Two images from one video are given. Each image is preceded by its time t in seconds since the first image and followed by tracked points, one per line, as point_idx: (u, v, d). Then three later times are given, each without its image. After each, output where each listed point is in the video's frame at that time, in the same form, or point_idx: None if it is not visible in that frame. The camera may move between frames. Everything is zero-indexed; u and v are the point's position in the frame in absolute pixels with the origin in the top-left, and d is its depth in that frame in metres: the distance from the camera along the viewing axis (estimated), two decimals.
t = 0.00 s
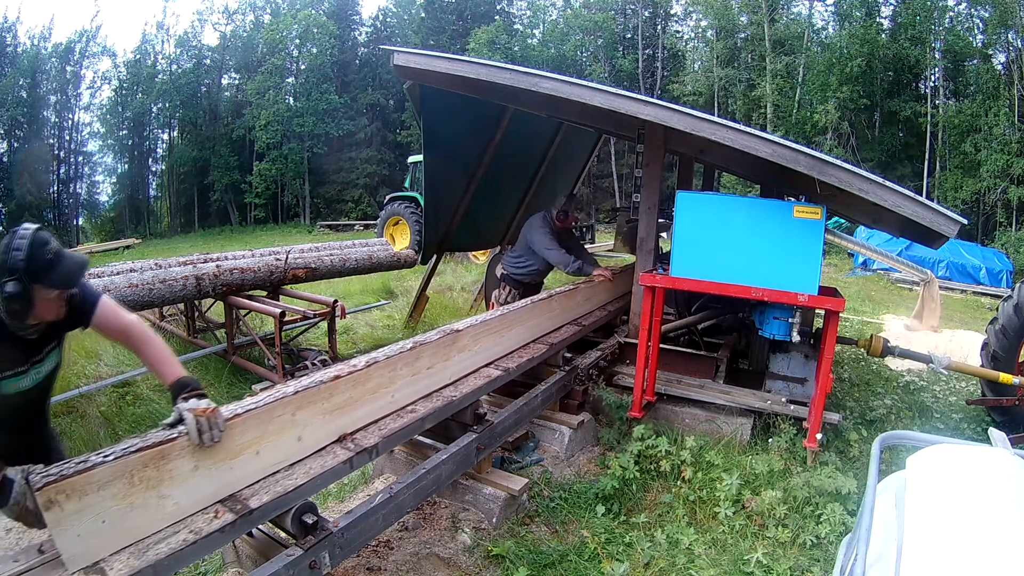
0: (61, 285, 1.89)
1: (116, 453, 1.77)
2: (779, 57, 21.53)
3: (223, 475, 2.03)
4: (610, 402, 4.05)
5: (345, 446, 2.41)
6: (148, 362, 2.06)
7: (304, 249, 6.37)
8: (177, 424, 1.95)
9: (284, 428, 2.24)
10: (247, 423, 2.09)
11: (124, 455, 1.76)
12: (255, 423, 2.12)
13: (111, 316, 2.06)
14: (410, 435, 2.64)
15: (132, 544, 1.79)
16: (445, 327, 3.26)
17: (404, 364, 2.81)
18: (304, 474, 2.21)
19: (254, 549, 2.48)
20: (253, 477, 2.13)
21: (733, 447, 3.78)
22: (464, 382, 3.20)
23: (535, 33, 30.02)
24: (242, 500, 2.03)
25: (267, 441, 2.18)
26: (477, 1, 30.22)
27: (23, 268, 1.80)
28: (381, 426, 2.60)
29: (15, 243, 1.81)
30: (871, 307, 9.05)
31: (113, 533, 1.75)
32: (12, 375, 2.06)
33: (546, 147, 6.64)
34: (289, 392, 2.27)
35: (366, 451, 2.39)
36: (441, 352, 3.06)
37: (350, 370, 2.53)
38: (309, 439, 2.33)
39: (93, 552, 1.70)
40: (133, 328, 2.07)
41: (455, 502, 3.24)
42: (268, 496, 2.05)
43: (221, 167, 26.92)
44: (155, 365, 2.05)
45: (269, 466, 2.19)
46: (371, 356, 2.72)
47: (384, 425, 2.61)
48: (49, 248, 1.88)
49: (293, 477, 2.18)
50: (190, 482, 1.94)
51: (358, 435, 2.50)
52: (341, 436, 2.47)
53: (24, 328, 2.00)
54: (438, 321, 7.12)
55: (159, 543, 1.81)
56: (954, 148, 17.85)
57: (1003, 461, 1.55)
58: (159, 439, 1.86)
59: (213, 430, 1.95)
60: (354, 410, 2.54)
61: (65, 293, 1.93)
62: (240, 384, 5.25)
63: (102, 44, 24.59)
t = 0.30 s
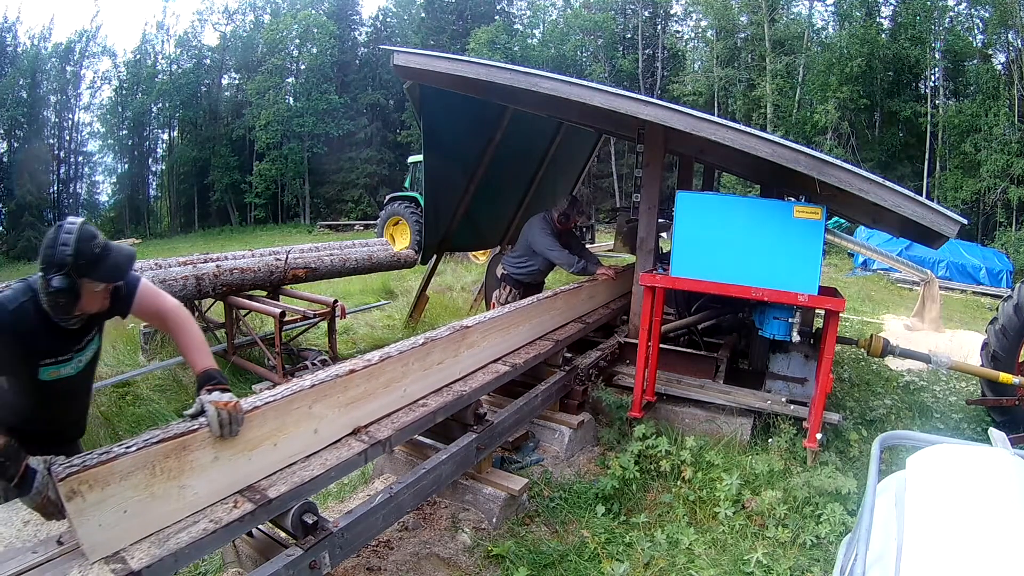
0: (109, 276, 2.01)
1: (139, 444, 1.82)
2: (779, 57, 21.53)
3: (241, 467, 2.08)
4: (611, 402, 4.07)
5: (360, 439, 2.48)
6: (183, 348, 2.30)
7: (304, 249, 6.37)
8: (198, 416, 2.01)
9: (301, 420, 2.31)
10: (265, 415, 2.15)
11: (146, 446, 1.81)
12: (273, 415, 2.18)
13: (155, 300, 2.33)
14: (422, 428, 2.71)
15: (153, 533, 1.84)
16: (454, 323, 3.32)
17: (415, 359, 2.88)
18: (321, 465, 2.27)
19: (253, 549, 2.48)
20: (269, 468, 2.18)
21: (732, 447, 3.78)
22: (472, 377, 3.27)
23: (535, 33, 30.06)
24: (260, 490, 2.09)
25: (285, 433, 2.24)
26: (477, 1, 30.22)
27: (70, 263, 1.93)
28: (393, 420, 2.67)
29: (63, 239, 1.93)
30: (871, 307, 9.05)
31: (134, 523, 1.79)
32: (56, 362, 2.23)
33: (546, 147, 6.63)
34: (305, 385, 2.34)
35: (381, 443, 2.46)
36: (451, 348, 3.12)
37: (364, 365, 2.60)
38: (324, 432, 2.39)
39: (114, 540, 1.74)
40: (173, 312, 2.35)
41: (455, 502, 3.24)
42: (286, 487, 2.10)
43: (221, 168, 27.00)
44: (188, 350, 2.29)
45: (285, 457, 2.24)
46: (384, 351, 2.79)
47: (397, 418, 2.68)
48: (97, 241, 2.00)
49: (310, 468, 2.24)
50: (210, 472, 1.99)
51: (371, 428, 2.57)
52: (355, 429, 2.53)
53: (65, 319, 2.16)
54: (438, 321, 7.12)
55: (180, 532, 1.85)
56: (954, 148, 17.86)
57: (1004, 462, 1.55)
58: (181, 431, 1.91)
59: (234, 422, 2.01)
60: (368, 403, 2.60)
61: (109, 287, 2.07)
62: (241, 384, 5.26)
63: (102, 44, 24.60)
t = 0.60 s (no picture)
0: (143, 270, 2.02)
1: (162, 434, 1.85)
2: (779, 57, 21.55)
3: (261, 458, 2.13)
4: (610, 402, 4.07)
5: (374, 431, 2.53)
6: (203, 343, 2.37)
7: (304, 249, 6.37)
8: (219, 408, 2.06)
9: (318, 413, 2.35)
10: (284, 408, 2.20)
11: (169, 438, 1.84)
12: (292, 408, 2.23)
13: (175, 295, 2.38)
14: (434, 421, 2.77)
15: (174, 523, 1.87)
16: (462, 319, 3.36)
17: (426, 354, 2.93)
18: (337, 456, 2.32)
19: (253, 548, 2.48)
20: (286, 460, 2.23)
21: (733, 447, 3.78)
22: (482, 373, 3.34)
23: (535, 33, 30.07)
24: (278, 481, 2.13)
25: (302, 426, 2.28)
26: (477, 1, 30.24)
27: (106, 258, 1.94)
28: (405, 414, 2.72)
29: (98, 233, 1.95)
30: (871, 307, 9.05)
31: (156, 512, 1.82)
32: (82, 358, 2.25)
33: (546, 147, 6.63)
34: (323, 378, 2.39)
35: (394, 436, 2.51)
36: (460, 344, 3.19)
37: (378, 359, 2.65)
38: (340, 425, 2.44)
39: (137, 529, 1.77)
40: (194, 308, 2.40)
41: (455, 503, 3.24)
42: (303, 478, 2.15)
43: (221, 168, 27.04)
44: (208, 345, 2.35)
45: (301, 449, 2.28)
46: (396, 346, 2.84)
47: (409, 412, 2.74)
48: (131, 236, 2.02)
49: (326, 460, 2.29)
50: (230, 462, 2.03)
51: (384, 422, 2.62)
52: (369, 422, 2.58)
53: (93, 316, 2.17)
54: (438, 320, 7.12)
55: (201, 521, 1.89)
56: (954, 148, 17.86)
57: (1005, 462, 1.55)
58: (203, 423, 1.95)
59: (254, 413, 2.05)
60: (381, 397, 2.65)
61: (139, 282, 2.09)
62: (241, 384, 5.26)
63: (102, 44, 24.60)
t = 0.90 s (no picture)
0: (165, 259, 2.06)
1: (183, 427, 1.91)
2: (779, 57, 21.55)
3: (278, 450, 2.20)
4: (610, 402, 4.07)
5: (387, 424, 2.61)
6: (222, 338, 2.47)
7: (304, 248, 6.37)
8: (239, 402, 2.12)
9: (333, 407, 2.43)
10: (301, 402, 2.28)
11: (190, 430, 1.90)
12: (308, 401, 2.31)
13: (193, 290, 2.45)
14: (443, 416, 2.84)
15: (193, 513, 1.93)
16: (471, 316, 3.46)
17: (435, 350, 3.02)
18: (352, 449, 2.39)
19: (253, 549, 2.48)
20: (303, 452, 2.30)
21: (732, 446, 3.78)
22: (489, 368, 3.43)
23: (535, 33, 30.09)
24: (295, 472, 2.20)
25: (318, 419, 2.36)
26: (477, 1, 30.26)
27: (130, 246, 1.97)
28: (416, 408, 2.80)
29: (121, 223, 1.97)
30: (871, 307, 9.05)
31: (176, 503, 1.88)
32: (102, 349, 2.25)
33: (546, 148, 6.62)
34: (338, 373, 2.47)
35: (407, 428, 2.59)
36: (469, 340, 3.28)
37: (391, 355, 2.74)
38: (354, 418, 2.52)
39: (159, 519, 1.83)
40: (211, 302, 2.48)
41: (455, 502, 3.24)
42: (319, 469, 2.22)
43: (221, 168, 27.19)
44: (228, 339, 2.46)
45: (318, 442, 2.36)
46: (408, 343, 2.95)
47: (420, 406, 2.82)
48: (154, 226, 2.05)
49: (342, 451, 2.36)
50: (249, 454, 2.09)
51: (397, 415, 2.71)
52: (382, 416, 2.67)
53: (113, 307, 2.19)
54: (439, 320, 7.12)
55: (220, 512, 1.95)
56: (954, 148, 17.86)
57: (1005, 461, 1.56)
58: (223, 415, 2.01)
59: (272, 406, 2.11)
60: (393, 392, 2.74)
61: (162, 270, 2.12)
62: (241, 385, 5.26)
63: (102, 44, 24.62)
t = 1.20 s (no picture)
0: (194, 246, 2.08)
1: (205, 419, 2.00)
2: (779, 57, 21.55)
3: (296, 441, 2.28)
4: (610, 402, 4.06)
5: (400, 418, 2.70)
6: (244, 332, 2.49)
7: (304, 248, 6.37)
8: (258, 394, 2.20)
9: (349, 399, 2.51)
10: (317, 395, 2.36)
11: (212, 422, 1.98)
12: (324, 394, 2.39)
13: (216, 283, 2.45)
14: (454, 409, 2.93)
15: (213, 503, 2.00)
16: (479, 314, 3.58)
17: (446, 346, 3.12)
18: (366, 441, 2.47)
19: (254, 549, 2.48)
20: (320, 444, 2.38)
21: (733, 446, 3.78)
22: (498, 364, 3.53)
23: (535, 33, 30.08)
24: (312, 464, 2.27)
25: (333, 412, 2.44)
26: (477, 1, 30.27)
27: (162, 234, 1.99)
28: (428, 403, 2.89)
29: (151, 212, 2.00)
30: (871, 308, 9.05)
31: (196, 493, 1.95)
32: (132, 333, 2.25)
33: (546, 147, 6.62)
34: (353, 367, 2.56)
35: (418, 422, 2.68)
36: (479, 336, 3.40)
37: (404, 350, 2.84)
38: (368, 412, 2.60)
39: (180, 509, 1.90)
40: (233, 296, 2.50)
41: (455, 503, 3.24)
42: (335, 460, 2.29)
43: (222, 167, 26.95)
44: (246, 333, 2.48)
45: (334, 434, 2.44)
46: (420, 339, 3.05)
47: (431, 401, 2.91)
48: (184, 214, 2.09)
49: (356, 443, 2.44)
50: (268, 446, 2.17)
51: (409, 409, 2.80)
52: (394, 409, 2.76)
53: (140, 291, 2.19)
54: (439, 320, 7.12)
55: (239, 502, 2.02)
56: (954, 148, 17.87)
57: (1004, 461, 1.56)
58: (243, 408, 2.10)
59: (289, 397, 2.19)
60: (405, 386, 2.84)
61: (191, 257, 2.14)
62: (240, 385, 5.26)
63: (102, 44, 24.71)
